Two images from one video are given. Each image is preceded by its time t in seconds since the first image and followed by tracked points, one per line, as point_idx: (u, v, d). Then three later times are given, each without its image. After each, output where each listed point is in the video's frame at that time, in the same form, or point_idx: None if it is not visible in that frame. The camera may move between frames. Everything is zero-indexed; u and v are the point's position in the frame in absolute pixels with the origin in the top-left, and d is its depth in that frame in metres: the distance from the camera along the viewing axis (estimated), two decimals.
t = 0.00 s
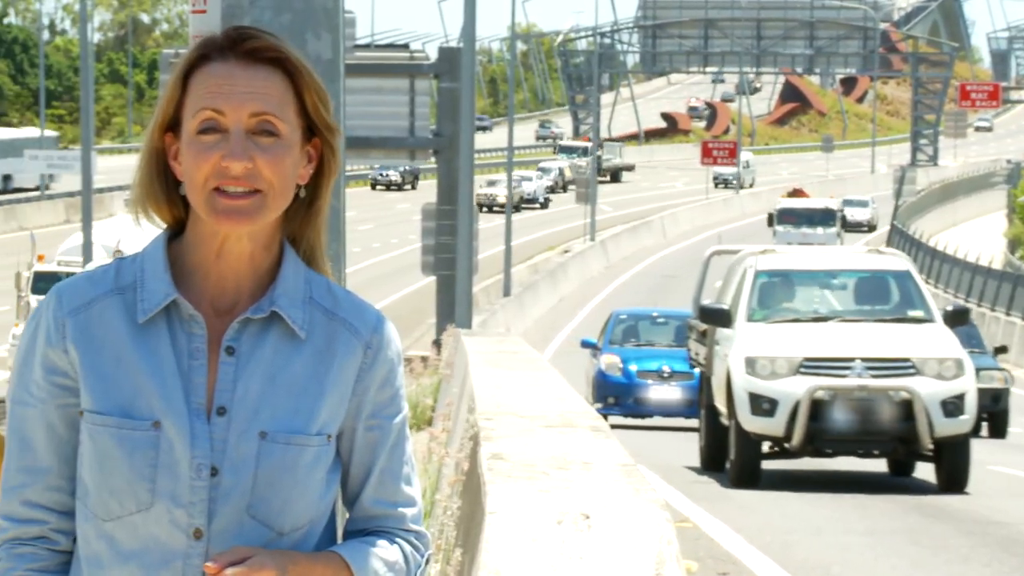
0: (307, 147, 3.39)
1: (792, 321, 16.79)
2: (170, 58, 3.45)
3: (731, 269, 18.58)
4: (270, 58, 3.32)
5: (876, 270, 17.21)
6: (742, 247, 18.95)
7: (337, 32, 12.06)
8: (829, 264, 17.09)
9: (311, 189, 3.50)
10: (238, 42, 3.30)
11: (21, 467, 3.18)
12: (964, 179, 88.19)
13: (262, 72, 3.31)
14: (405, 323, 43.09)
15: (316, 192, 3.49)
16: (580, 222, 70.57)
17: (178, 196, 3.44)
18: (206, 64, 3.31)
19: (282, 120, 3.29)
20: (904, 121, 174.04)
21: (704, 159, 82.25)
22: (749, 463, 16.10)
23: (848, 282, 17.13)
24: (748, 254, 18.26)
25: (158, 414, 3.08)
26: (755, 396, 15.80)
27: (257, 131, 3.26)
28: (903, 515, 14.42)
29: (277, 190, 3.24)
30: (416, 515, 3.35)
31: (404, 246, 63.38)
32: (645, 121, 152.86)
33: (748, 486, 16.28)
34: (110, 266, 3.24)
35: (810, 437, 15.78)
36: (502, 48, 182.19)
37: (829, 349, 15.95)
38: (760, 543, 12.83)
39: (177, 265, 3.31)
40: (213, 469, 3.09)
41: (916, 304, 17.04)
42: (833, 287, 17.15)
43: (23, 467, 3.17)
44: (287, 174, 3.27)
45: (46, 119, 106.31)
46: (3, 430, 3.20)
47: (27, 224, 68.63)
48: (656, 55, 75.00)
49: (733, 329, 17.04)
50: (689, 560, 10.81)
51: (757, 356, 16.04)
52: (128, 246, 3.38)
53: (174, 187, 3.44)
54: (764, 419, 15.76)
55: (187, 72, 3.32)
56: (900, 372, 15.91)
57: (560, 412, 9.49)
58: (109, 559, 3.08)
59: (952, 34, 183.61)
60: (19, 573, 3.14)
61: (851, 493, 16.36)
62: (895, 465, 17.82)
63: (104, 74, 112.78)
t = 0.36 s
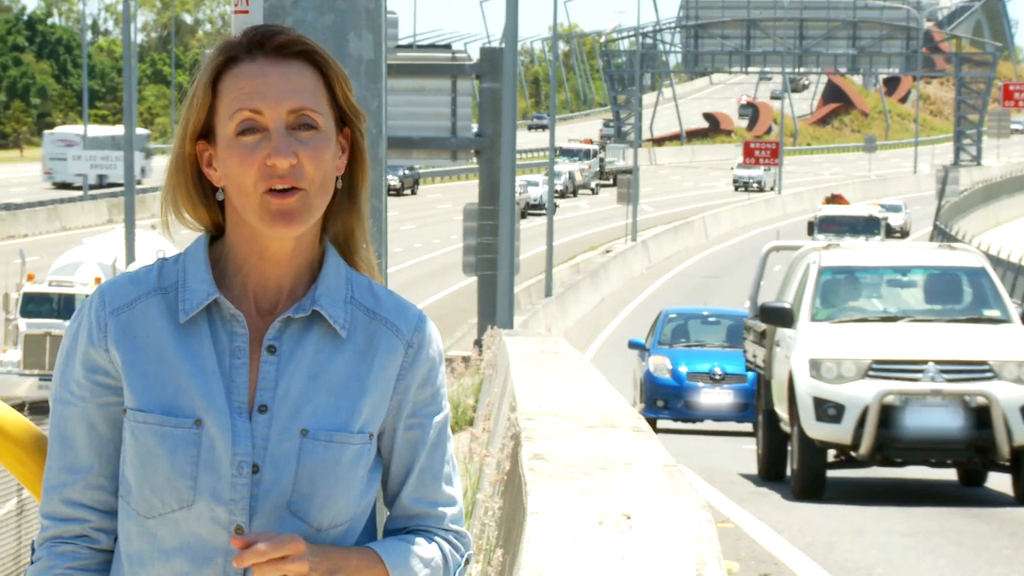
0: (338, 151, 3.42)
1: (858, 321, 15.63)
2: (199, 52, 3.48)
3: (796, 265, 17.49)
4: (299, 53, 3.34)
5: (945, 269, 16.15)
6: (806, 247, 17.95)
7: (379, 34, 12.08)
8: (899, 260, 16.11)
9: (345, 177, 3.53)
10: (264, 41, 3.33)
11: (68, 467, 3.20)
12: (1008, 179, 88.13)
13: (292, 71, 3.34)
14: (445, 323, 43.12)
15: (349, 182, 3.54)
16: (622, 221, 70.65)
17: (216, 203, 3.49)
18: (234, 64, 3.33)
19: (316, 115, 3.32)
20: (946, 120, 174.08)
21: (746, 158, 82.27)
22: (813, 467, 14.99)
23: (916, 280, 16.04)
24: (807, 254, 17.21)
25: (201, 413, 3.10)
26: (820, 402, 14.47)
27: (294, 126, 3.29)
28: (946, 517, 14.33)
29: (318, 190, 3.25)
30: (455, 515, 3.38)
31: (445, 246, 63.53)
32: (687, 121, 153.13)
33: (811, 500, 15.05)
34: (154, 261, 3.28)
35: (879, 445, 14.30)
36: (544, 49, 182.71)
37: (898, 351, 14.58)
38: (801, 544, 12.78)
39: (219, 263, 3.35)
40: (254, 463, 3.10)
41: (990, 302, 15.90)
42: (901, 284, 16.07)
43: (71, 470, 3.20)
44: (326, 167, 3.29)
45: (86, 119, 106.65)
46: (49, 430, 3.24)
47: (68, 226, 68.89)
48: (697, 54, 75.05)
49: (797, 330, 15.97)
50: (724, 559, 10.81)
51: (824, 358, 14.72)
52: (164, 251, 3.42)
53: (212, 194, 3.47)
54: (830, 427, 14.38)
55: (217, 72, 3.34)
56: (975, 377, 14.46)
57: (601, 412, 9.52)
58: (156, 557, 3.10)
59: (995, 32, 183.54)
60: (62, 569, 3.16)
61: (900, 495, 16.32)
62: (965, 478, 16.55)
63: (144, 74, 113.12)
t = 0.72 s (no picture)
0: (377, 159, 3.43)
1: (924, 321, 15.04)
2: (242, 51, 3.48)
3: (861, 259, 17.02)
4: (336, 59, 3.34)
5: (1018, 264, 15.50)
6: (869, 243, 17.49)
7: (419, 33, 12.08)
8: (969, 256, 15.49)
9: (385, 175, 3.54)
10: (302, 42, 3.33)
11: (108, 471, 3.21)
12: None
13: (330, 73, 3.33)
14: (484, 323, 43.10)
15: (387, 179, 3.55)
16: (661, 222, 70.59)
17: (253, 205, 3.49)
18: (269, 70, 3.33)
19: (352, 118, 3.32)
20: (987, 122, 173.52)
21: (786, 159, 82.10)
22: (879, 484, 14.22)
23: (989, 277, 15.43)
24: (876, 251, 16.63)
25: (239, 418, 3.11)
26: (889, 410, 14.00)
27: (329, 133, 3.29)
28: (989, 517, 14.30)
29: (353, 192, 3.27)
30: (496, 514, 3.39)
31: (485, 246, 63.50)
32: (726, 123, 152.86)
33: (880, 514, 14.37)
34: (192, 266, 3.30)
35: (953, 456, 13.73)
36: (582, 49, 182.51)
37: (969, 353, 14.03)
38: (841, 546, 12.76)
39: (255, 267, 3.36)
40: (294, 469, 3.11)
41: None
42: (970, 281, 15.46)
43: (110, 475, 3.21)
44: (363, 169, 3.29)
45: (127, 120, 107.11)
46: (88, 433, 3.24)
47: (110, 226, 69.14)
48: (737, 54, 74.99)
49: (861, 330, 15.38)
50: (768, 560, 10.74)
51: (892, 364, 14.26)
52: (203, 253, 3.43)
53: (248, 196, 3.49)
54: (900, 435, 13.88)
55: (255, 75, 3.34)
56: None
57: (640, 411, 9.54)
58: (199, 561, 3.10)
59: None
60: (103, 570, 3.18)
61: (944, 497, 16.23)
62: None
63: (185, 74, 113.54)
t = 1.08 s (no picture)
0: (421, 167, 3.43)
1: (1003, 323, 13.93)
2: (282, 53, 3.49)
3: (927, 260, 15.82)
4: (379, 56, 3.35)
5: None
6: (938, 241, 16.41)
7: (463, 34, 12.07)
8: None
9: (425, 175, 3.55)
10: (344, 39, 3.33)
11: (150, 471, 3.23)
12: None
13: (371, 72, 3.34)
14: (526, 323, 43.14)
15: (432, 178, 3.55)
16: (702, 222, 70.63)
17: (296, 202, 3.51)
18: (311, 64, 3.34)
19: (395, 114, 3.32)
20: None
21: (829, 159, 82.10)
22: (962, 502, 13.06)
23: None
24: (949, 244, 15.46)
25: (281, 417, 3.11)
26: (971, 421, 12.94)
27: (371, 127, 3.29)
28: None
29: (394, 191, 3.26)
30: (537, 513, 3.37)
31: (527, 245, 63.58)
32: (767, 122, 152.94)
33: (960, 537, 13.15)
34: (237, 264, 3.31)
35: None
36: (625, 48, 182.71)
37: None
38: (884, 546, 12.76)
39: (298, 264, 3.38)
40: (333, 467, 3.11)
41: None
42: None
43: (153, 473, 3.22)
44: (403, 167, 3.30)
45: (171, 119, 107.82)
46: (130, 433, 3.26)
47: (153, 226, 69.63)
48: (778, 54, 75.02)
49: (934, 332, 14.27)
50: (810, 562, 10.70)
51: (973, 371, 13.25)
52: (251, 254, 3.43)
53: (292, 193, 3.50)
54: (983, 448, 12.80)
55: (296, 75, 3.36)
56: None
57: (682, 412, 9.53)
58: (238, 563, 3.12)
59: None
60: (145, 570, 3.19)
61: (991, 502, 16.12)
62: None
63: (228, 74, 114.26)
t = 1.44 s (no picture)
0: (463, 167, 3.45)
1: None
2: (328, 47, 3.50)
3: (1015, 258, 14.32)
4: (420, 48, 3.36)
5: None
6: None
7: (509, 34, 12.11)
8: None
9: (467, 169, 3.55)
10: (384, 33, 3.34)
11: (195, 471, 3.26)
12: None
13: (409, 64, 3.35)
14: (572, 323, 43.14)
15: (475, 173, 3.55)
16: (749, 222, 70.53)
17: (338, 202, 3.54)
18: (355, 59, 3.36)
19: (437, 106, 3.34)
20: None
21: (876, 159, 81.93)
22: None
23: None
24: None
25: (324, 416, 3.13)
26: None
27: (412, 118, 3.30)
28: None
29: (436, 183, 3.27)
30: (580, 514, 3.37)
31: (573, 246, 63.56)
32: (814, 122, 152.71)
33: None
34: (279, 265, 3.33)
35: None
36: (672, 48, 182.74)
37: None
38: (929, 546, 12.75)
39: (341, 264, 3.39)
40: (377, 468, 3.12)
41: None
42: None
43: (198, 474, 3.26)
44: (447, 156, 3.31)
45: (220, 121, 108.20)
46: (177, 431, 3.29)
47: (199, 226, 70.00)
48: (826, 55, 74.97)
49: None
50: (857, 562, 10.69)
51: None
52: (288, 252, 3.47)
53: (334, 195, 3.53)
54: None
55: (338, 72, 3.37)
56: None
57: (729, 411, 9.54)
58: (285, 559, 3.13)
59: None
60: (192, 571, 3.21)
61: None
62: None
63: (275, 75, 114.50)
